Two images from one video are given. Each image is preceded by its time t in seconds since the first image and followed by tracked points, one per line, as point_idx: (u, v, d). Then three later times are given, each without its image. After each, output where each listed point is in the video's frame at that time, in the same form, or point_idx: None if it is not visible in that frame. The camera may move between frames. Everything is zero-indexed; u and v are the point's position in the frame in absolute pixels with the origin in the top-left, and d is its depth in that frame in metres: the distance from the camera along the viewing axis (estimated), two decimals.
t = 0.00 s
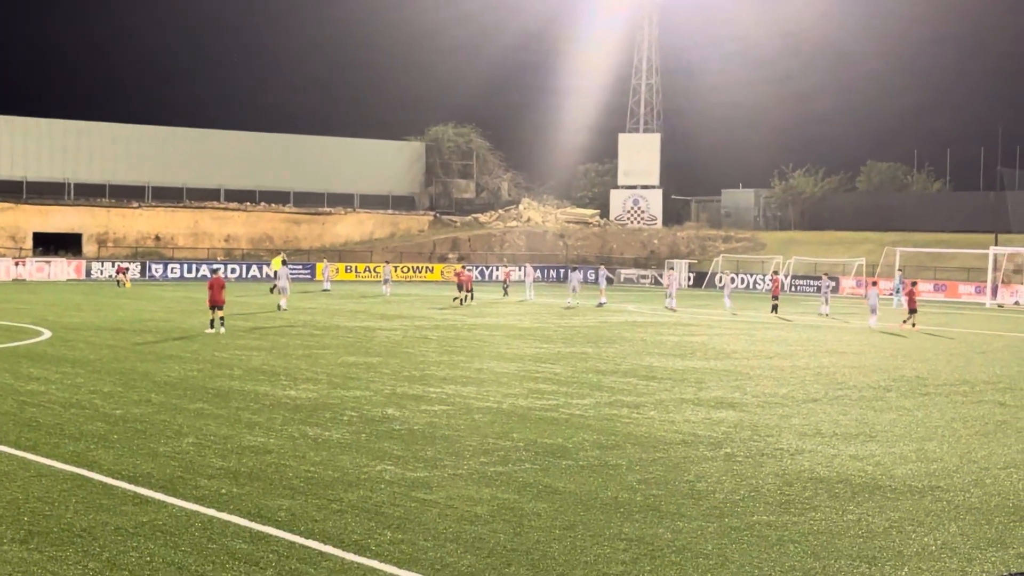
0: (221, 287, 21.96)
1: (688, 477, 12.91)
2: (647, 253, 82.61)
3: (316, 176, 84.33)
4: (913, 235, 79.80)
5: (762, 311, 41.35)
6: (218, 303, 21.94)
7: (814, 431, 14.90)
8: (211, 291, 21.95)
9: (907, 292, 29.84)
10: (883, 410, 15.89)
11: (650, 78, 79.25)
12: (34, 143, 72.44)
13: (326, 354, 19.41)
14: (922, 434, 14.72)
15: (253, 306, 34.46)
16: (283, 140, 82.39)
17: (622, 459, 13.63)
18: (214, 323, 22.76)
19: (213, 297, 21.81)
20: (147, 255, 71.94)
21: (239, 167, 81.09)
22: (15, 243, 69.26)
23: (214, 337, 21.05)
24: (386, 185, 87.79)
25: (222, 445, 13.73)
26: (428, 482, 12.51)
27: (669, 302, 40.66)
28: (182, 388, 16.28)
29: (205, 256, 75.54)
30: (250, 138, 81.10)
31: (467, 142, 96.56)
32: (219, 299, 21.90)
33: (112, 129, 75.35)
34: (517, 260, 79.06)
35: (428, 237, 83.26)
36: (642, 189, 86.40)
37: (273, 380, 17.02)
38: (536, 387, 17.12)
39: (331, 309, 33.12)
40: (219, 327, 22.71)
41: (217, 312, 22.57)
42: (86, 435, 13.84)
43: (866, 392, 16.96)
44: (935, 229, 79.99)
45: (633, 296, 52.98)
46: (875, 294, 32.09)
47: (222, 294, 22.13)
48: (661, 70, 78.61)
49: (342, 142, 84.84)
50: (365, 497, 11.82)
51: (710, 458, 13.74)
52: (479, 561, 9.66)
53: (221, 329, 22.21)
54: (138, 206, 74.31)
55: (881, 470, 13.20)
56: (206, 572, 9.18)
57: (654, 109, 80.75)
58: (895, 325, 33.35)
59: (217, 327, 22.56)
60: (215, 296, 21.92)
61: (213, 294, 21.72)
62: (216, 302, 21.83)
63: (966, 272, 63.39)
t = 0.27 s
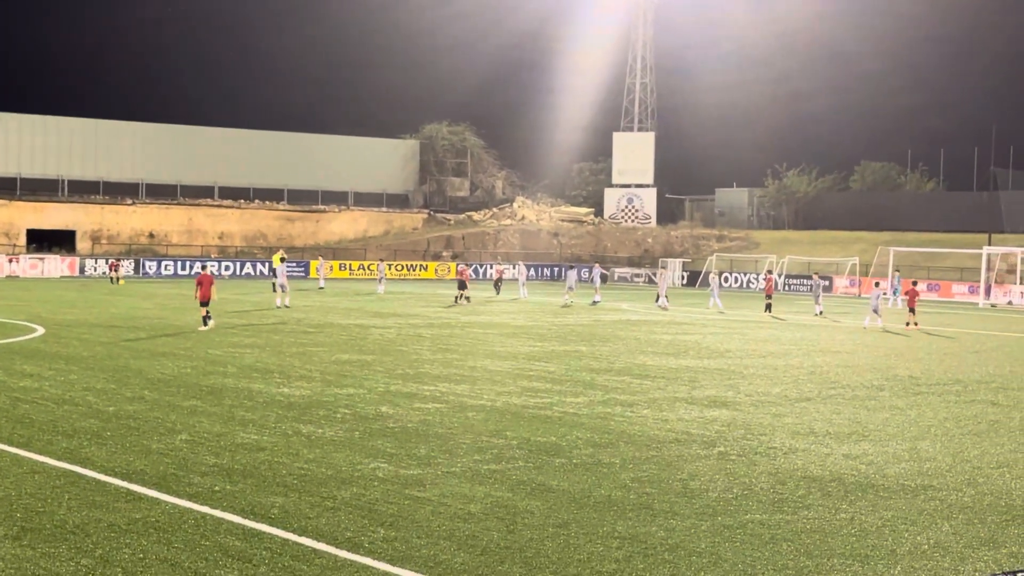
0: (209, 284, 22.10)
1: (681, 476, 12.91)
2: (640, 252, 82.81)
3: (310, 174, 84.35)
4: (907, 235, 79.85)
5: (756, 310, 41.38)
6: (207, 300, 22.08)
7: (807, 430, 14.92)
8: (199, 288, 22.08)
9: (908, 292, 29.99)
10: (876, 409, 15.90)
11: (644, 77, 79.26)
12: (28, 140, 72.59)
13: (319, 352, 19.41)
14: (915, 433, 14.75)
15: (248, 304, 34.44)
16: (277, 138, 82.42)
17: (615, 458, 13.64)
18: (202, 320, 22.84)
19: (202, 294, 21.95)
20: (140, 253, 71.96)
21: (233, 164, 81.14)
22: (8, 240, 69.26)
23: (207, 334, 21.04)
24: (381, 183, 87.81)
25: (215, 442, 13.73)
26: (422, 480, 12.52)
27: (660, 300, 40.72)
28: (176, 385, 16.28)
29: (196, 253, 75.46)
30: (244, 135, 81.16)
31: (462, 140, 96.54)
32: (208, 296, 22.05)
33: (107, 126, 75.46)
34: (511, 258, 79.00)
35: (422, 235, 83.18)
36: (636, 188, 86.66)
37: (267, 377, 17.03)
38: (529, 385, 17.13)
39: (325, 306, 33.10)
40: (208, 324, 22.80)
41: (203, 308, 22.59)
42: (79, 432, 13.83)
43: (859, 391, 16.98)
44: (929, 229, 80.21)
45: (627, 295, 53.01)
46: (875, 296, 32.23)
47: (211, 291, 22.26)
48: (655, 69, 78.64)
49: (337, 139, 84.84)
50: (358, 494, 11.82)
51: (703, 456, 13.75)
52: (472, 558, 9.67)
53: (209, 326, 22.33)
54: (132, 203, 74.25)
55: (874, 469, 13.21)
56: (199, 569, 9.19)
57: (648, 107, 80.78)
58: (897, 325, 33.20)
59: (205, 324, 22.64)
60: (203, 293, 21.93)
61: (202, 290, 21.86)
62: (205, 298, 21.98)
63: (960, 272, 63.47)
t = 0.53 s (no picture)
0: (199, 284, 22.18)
1: (675, 476, 12.91)
2: (634, 252, 82.97)
3: (304, 174, 84.28)
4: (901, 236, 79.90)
5: (749, 310, 41.43)
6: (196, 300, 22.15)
7: (801, 431, 14.94)
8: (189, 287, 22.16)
9: (909, 295, 30.30)
10: (869, 409, 15.95)
11: (639, 77, 79.14)
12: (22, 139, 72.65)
13: (314, 351, 19.42)
14: (908, 433, 14.76)
15: (242, 303, 34.44)
16: (272, 138, 82.41)
17: (609, 457, 13.65)
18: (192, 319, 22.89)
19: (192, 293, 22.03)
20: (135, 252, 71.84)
21: (228, 164, 81.12)
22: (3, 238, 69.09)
23: (201, 333, 21.07)
24: (375, 183, 87.81)
25: (209, 441, 13.73)
26: (415, 479, 12.52)
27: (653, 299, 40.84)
28: (170, 384, 16.29)
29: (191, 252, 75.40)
30: (239, 135, 81.11)
31: (456, 140, 96.62)
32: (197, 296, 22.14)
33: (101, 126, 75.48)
34: (505, 258, 79.04)
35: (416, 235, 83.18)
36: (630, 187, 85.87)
37: (261, 377, 17.03)
38: (523, 385, 17.16)
39: (319, 306, 33.10)
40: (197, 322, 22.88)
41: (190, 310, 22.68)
42: (72, 431, 13.81)
43: (853, 392, 17.00)
44: (922, 230, 80.15)
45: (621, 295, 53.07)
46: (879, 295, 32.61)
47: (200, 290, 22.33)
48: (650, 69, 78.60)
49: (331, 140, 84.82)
50: (353, 494, 11.81)
51: (696, 456, 13.77)
52: (465, 558, 9.69)
53: (197, 325, 22.39)
54: (126, 202, 74.15)
55: (867, 469, 13.24)
56: (193, 567, 9.20)
57: (643, 108, 80.81)
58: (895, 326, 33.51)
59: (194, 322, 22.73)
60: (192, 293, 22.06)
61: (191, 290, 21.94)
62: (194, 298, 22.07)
63: (954, 273, 63.57)
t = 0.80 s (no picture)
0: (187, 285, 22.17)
1: (670, 477, 12.91)
2: (630, 253, 83.00)
3: (300, 174, 84.27)
4: (896, 236, 80.01)
5: (744, 311, 41.44)
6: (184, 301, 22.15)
7: (796, 431, 14.95)
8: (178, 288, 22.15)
9: (912, 299, 30.62)
10: (864, 410, 15.96)
11: (634, 78, 78.96)
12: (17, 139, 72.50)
13: (309, 352, 19.41)
14: (903, 434, 14.77)
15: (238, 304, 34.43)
16: (268, 138, 82.38)
17: (604, 458, 13.65)
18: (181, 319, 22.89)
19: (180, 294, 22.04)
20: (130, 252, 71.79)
21: (223, 164, 81.07)
22: None
23: (196, 334, 21.05)
24: (371, 183, 87.82)
25: (205, 442, 13.72)
26: (411, 480, 12.52)
27: (648, 301, 40.82)
28: (164, 385, 16.28)
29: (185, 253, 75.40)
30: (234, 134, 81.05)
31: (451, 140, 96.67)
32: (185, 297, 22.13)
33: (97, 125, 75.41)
34: (500, 259, 79.07)
35: (412, 235, 83.19)
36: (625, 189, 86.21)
37: (256, 378, 17.01)
38: (519, 386, 17.17)
39: (315, 307, 33.09)
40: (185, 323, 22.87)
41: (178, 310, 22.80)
42: (67, 432, 13.80)
43: (848, 392, 17.02)
44: (915, 229, 80.57)
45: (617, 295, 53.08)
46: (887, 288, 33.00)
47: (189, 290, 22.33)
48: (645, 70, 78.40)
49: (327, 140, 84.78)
50: (348, 495, 11.81)
51: (691, 457, 13.77)
52: (460, 559, 9.68)
53: (186, 325, 22.41)
54: (120, 203, 74.09)
55: (862, 470, 13.25)
56: (187, 569, 9.19)
57: (638, 109, 80.74)
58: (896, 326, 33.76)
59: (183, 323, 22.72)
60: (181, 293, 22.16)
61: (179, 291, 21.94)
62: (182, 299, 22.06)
63: (950, 273, 63.62)
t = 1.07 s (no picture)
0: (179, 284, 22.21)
1: (668, 477, 12.91)
2: (628, 253, 83.03)
3: (296, 175, 84.35)
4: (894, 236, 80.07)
5: (742, 311, 41.41)
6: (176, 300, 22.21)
7: (795, 431, 14.95)
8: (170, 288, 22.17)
9: (917, 298, 30.69)
10: (862, 410, 15.96)
11: (632, 79, 78.83)
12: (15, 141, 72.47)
13: (307, 353, 19.41)
14: (902, 434, 14.77)
15: (237, 305, 34.40)
16: (265, 139, 82.45)
17: (602, 459, 13.66)
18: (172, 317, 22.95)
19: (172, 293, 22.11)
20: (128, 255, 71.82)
21: (220, 165, 81.13)
22: None
23: (193, 335, 21.06)
24: (368, 184, 87.87)
25: (203, 443, 13.73)
26: (410, 481, 12.52)
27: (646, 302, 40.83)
28: (163, 386, 16.29)
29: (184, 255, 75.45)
30: (231, 136, 81.09)
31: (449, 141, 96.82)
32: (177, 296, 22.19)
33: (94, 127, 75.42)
34: (498, 259, 79.18)
35: (410, 236, 83.24)
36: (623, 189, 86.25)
37: (255, 379, 17.01)
38: (517, 386, 17.18)
39: (314, 308, 33.13)
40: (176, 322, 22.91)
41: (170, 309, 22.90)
42: (65, 434, 13.80)
43: (846, 392, 17.03)
44: (912, 229, 80.64)
45: (615, 296, 53.11)
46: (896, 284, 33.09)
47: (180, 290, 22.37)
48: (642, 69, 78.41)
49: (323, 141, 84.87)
50: (347, 496, 11.81)
51: (690, 457, 13.77)
52: (459, 560, 9.69)
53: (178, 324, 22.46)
54: (117, 204, 74.10)
55: (861, 469, 13.24)
56: (186, 570, 9.21)
57: (635, 109, 80.75)
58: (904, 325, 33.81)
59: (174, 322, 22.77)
60: (172, 292, 22.23)
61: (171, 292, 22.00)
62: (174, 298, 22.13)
63: (948, 273, 63.67)
